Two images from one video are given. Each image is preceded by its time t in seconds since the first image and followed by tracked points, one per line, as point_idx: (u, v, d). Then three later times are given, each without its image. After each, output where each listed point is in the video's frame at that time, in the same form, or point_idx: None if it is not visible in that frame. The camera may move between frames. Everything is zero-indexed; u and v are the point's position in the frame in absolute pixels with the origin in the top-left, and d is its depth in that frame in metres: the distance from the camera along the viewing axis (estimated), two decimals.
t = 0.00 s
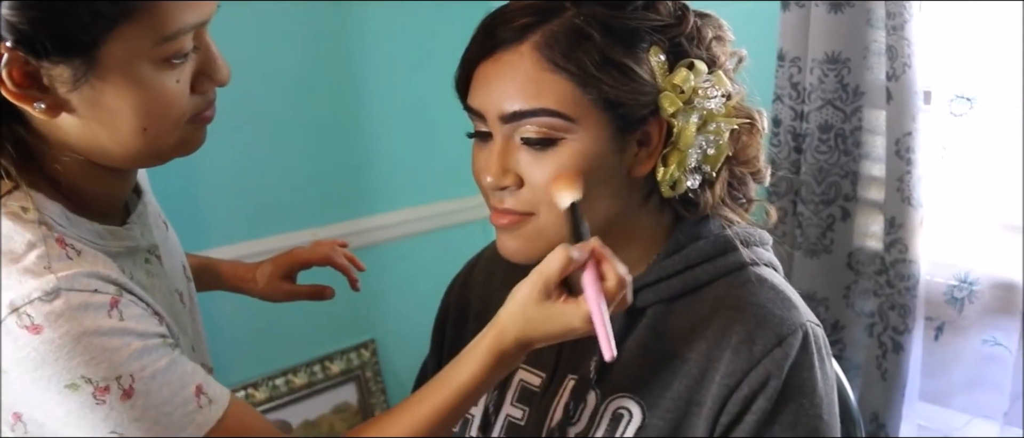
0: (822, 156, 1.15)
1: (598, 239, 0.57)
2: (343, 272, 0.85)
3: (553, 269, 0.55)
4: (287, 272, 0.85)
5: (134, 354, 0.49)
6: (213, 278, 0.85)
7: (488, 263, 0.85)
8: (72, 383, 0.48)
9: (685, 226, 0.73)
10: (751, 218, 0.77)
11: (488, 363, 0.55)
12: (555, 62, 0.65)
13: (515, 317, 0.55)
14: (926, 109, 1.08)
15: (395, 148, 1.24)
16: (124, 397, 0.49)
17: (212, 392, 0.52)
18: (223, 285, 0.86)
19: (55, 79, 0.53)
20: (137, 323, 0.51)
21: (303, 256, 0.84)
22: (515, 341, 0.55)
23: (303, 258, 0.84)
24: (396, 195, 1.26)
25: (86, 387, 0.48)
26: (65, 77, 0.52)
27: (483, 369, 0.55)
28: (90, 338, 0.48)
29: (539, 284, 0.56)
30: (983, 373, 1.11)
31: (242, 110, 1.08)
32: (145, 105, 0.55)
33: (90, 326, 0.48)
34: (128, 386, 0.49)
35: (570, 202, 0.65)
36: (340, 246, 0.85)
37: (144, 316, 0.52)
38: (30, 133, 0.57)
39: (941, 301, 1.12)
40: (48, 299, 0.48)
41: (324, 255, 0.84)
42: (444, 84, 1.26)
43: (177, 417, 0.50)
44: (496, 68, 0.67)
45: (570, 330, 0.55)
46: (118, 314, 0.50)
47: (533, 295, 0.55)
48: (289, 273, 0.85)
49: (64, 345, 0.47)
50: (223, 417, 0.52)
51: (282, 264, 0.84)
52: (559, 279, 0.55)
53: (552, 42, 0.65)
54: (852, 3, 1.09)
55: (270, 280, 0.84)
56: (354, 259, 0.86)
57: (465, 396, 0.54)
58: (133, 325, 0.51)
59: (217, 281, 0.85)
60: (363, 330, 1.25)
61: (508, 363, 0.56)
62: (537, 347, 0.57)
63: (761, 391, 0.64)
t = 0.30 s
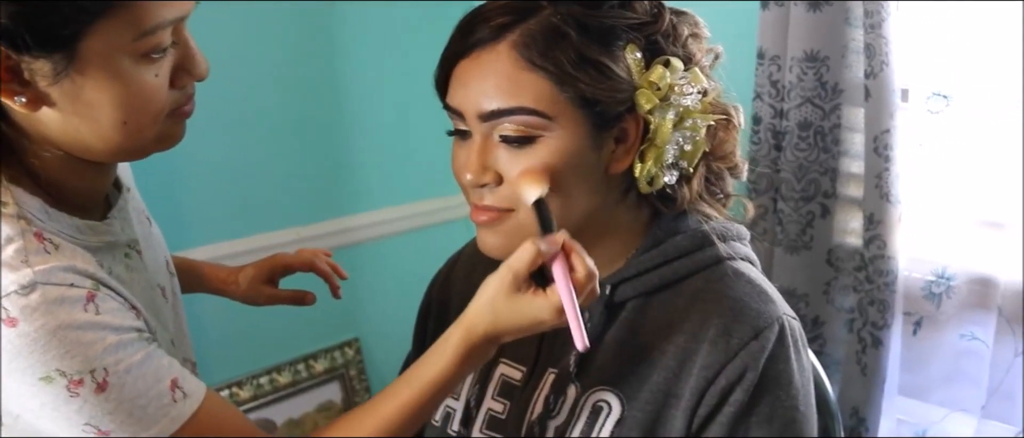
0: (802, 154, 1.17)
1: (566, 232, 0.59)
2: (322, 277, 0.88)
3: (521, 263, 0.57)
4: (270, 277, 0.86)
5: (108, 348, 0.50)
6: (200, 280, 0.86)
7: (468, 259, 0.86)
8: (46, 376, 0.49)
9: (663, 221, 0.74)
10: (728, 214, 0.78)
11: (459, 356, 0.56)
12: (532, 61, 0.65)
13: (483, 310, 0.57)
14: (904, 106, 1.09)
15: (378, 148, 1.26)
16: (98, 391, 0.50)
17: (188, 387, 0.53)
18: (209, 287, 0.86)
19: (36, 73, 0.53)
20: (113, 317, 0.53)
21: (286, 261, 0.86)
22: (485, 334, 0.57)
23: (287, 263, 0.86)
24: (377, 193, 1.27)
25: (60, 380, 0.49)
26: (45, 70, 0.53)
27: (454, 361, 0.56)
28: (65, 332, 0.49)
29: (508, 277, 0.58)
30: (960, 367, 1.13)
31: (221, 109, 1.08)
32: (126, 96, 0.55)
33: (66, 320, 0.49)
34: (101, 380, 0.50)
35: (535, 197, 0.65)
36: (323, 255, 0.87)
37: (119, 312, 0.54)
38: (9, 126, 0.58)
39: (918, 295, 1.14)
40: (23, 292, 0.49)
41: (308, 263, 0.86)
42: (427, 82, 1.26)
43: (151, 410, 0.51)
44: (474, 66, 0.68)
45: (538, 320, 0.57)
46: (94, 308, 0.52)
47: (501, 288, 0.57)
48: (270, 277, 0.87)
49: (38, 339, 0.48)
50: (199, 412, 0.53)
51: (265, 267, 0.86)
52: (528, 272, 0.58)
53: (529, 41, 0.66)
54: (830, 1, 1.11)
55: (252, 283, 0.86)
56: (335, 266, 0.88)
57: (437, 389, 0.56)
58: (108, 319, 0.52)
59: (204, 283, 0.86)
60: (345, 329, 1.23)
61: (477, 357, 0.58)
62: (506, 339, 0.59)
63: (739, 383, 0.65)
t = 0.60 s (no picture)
0: (781, 150, 1.18)
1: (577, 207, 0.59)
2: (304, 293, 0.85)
3: (530, 234, 0.57)
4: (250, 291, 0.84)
5: (80, 329, 0.51)
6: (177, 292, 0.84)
7: (448, 254, 0.87)
8: (18, 361, 0.50)
9: (640, 215, 0.75)
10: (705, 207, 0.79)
11: (455, 325, 0.57)
12: (508, 58, 0.66)
13: (482, 279, 0.58)
14: (881, 103, 1.12)
15: (360, 146, 1.26)
16: (71, 372, 0.50)
17: (163, 365, 0.54)
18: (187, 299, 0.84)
19: (13, 69, 0.53)
20: (84, 300, 0.53)
21: (267, 275, 0.83)
22: (481, 304, 0.58)
23: (268, 277, 0.83)
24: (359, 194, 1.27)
25: (32, 364, 0.50)
26: (23, 66, 0.53)
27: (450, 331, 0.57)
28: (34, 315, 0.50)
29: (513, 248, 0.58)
30: (939, 362, 1.15)
31: (203, 106, 1.09)
32: (100, 95, 0.56)
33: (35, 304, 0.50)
34: (74, 361, 0.50)
35: (564, 171, 0.64)
36: (308, 271, 0.85)
37: (90, 295, 0.54)
38: None
39: (896, 289, 1.16)
40: None
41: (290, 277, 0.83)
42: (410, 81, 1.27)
43: (127, 390, 0.52)
44: (451, 63, 0.68)
45: (535, 294, 0.58)
46: (64, 291, 0.52)
47: (502, 260, 0.58)
48: (250, 291, 0.84)
49: (7, 323, 0.49)
50: (176, 389, 0.54)
51: (246, 280, 0.83)
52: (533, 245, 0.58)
53: (504, 38, 0.67)
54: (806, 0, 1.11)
55: (231, 296, 0.83)
56: (318, 282, 0.85)
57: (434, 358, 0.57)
58: (80, 302, 0.53)
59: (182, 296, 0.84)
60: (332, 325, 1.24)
61: (474, 328, 0.59)
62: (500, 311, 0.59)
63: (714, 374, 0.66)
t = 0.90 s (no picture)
0: (761, 144, 1.19)
1: (537, 215, 0.59)
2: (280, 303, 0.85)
3: (497, 241, 0.57)
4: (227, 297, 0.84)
5: (46, 321, 0.49)
6: (155, 297, 0.82)
7: (429, 247, 0.87)
8: None
9: (619, 206, 0.75)
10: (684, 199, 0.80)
11: (426, 328, 0.57)
12: (487, 51, 0.67)
13: (451, 284, 0.58)
14: (859, 98, 1.13)
15: (345, 144, 1.27)
16: (36, 365, 0.48)
17: (131, 361, 0.52)
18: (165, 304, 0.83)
19: None
20: (51, 293, 0.51)
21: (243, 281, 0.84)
22: (451, 307, 0.58)
23: (245, 283, 0.84)
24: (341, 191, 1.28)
25: None
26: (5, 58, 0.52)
27: (419, 334, 0.57)
28: None
29: (482, 254, 0.58)
30: (919, 354, 1.16)
31: (186, 105, 1.08)
32: (80, 93, 0.56)
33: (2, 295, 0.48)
34: (40, 354, 0.48)
35: (507, 181, 0.65)
36: (282, 279, 0.85)
37: (58, 288, 0.52)
38: None
39: (876, 282, 1.17)
40: None
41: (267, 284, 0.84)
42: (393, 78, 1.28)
43: (93, 384, 0.50)
44: (430, 57, 0.69)
45: (503, 298, 0.57)
46: (31, 284, 0.50)
47: (473, 264, 0.58)
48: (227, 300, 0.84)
49: None
50: (143, 385, 0.52)
51: (223, 286, 0.83)
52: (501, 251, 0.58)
53: (483, 31, 0.67)
54: None
55: (209, 301, 0.83)
56: (294, 291, 0.86)
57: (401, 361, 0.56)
58: (47, 294, 0.50)
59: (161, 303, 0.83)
60: (315, 324, 1.28)
61: (444, 329, 0.58)
62: (471, 313, 0.59)
63: (692, 363, 0.67)
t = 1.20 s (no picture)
0: (744, 138, 1.19)
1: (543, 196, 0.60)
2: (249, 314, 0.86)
3: (497, 219, 0.58)
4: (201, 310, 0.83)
5: (17, 303, 0.49)
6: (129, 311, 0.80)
7: (410, 239, 0.87)
8: None
9: (599, 196, 0.76)
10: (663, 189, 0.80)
11: (415, 308, 0.56)
12: (464, 41, 0.67)
13: (445, 261, 0.58)
14: (841, 92, 1.13)
15: (331, 140, 1.29)
16: (10, 347, 0.48)
17: (106, 343, 0.52)
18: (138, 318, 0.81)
19: None
20: (22, 277, 0.51)
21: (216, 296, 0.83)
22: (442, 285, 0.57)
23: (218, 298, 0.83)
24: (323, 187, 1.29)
25: None
26: None
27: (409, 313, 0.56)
28: None
29: (479, 232, 0.58)
30: (901, 346, 1.17)
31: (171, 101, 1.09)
32: (62, 97, 0.51)
33: None
34: (13, 335, 0.48)
35: (536, 162, 0.65)
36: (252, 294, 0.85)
37: (29, 274, 0.52)
38: None
39: (857, 274, 1.18)
40: None
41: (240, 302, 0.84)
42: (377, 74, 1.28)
43: (68, 365, 0.49)
44: (408, 48, 0.69)
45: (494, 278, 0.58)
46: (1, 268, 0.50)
47: (469, 242, 0.58)
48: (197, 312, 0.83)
49: None
50: (119, 367, 0.51)
51: (194, 298, 0.82)
52: (500, 231, 0.59)
53: (460, 22, 0.68)
54: None
55: (181, 313, 0.81)
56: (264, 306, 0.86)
57: (391, 341, 0.56)
58: (17, 278, 0.50)
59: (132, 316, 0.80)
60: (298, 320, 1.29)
61: (435, 307, 0.58)
62: (462, 293, 0.59)
63: (671, 350, 0.68)
